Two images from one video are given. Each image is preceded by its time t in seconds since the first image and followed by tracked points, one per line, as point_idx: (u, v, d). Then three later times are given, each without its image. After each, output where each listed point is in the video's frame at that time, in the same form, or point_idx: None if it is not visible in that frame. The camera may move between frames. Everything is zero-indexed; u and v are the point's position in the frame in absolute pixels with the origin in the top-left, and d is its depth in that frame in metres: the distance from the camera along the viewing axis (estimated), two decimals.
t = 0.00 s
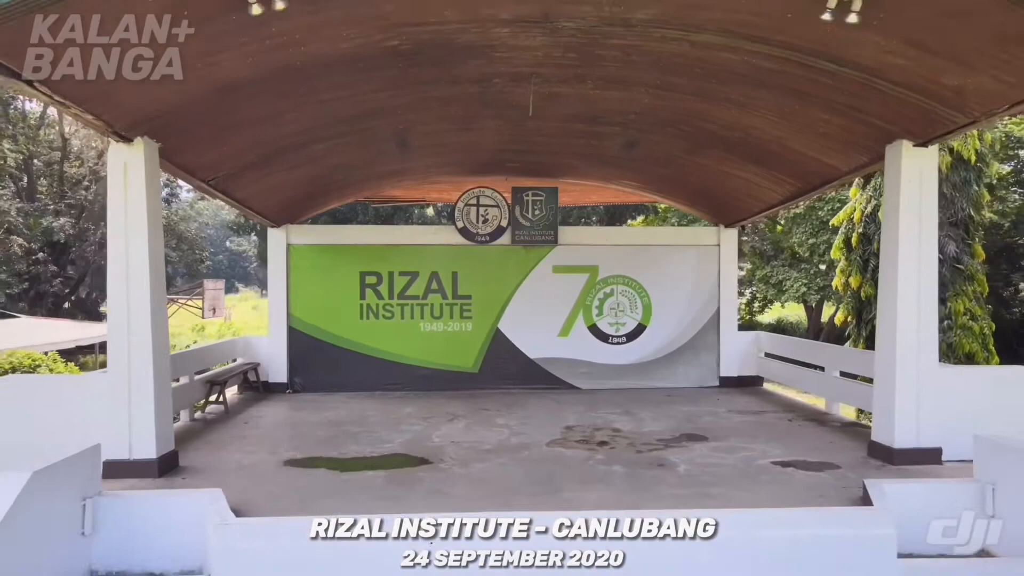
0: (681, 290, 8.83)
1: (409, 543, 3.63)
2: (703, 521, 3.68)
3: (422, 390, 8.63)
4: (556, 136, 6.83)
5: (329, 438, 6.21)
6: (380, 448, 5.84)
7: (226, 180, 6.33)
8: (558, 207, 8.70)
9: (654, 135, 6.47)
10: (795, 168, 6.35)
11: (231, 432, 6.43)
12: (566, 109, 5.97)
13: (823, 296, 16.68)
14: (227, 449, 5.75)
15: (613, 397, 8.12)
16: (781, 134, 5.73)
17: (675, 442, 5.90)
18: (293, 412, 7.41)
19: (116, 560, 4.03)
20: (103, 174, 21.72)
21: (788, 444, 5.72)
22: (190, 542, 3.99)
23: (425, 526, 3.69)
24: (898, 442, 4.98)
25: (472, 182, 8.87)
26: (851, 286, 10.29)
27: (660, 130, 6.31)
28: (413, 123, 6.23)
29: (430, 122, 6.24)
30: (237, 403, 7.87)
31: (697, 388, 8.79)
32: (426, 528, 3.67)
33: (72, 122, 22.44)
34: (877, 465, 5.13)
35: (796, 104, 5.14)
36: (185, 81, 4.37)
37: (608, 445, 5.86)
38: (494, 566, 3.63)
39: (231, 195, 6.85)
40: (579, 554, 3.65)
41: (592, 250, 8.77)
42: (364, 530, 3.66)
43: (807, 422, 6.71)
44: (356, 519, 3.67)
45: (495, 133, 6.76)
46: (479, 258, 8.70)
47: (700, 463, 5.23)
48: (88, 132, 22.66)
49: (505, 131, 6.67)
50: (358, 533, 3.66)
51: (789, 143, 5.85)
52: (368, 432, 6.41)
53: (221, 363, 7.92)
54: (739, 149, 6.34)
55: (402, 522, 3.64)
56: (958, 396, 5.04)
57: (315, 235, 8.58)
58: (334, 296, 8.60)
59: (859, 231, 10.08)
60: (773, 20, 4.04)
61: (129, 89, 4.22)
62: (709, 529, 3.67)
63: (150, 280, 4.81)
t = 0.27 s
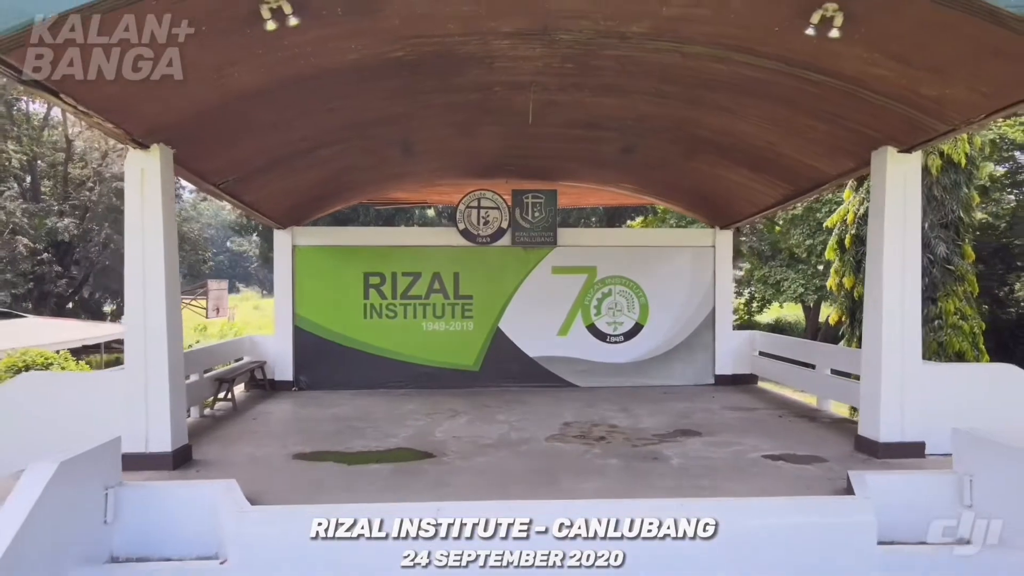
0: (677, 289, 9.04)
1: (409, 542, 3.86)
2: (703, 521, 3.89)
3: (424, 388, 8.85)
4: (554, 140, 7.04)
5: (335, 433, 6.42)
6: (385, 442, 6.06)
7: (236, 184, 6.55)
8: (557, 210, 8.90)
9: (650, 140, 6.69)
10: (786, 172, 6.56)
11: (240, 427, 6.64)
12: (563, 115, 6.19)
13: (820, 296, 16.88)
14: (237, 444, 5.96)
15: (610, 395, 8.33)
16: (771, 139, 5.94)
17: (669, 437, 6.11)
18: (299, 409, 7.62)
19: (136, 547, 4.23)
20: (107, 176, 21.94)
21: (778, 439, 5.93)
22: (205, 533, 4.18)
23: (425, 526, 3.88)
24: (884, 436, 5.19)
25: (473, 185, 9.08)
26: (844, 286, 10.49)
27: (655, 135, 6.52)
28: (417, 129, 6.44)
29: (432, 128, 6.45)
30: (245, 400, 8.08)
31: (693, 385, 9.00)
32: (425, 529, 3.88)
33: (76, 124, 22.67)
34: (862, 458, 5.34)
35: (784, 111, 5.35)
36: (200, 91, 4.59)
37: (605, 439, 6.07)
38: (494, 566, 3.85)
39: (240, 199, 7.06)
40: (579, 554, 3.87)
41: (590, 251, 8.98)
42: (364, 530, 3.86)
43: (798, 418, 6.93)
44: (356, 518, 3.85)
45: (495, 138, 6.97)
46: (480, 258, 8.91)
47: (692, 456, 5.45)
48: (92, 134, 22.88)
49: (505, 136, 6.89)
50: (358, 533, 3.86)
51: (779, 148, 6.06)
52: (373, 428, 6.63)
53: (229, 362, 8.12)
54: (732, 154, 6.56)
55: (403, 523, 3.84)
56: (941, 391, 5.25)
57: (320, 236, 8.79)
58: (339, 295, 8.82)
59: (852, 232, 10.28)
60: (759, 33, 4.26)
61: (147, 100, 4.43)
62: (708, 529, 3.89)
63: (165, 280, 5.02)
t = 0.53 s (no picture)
0: (673, 290, 9.30)
1: (409, 541, 4.14)
2: (704, 521, 4.18)
3: (427, 385, 9.10)
4: (553, 146, 7.29)
5: (343, 428, 6.67)
6: (391, 437, 6.31)
7: (247, 189, 6.80)
8: (557, 212, 9.14)
9: (645, 146, 6.94)
10: (777, 177, 6.81)
11: (251, 423, 6.89)
12: (562, 123, 6.44)
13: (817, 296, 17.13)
14: (249, 438, 6.21)
15: (608, 392, 8.58)
16: (761, 146, 6.19)
17: (664, 431, 6.36)
18: (306, 406, 7.87)
19: (157, 532, 4.48)
20: (111, 177, 22.19)
21: (768, 433, 6.18)
22: (223, 519, 4.43)
23: (426, 526, 4.16)
24: (867, 429, 5.43)
25: (474, 188, 9.33)
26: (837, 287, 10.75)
27: (650, 142, 6.77)
28: (421, 135, 6.69)
29: (436, 134, 6.71)
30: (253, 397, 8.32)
31: (688, 383, 9.26)
32: (425, 529, 4.16)
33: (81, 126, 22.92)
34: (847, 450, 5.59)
35: (773, 119, 5.60)
36: (217, 102, 4.83)
37: (602, 434, 6.32)
38: (493, 566, 4.14)
39: (250, 202, 7.32)
40: (579, 554, 4.16)
41: (588, 253, 9.23)
42: (365, 530, 4.14)
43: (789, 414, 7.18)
44: (356, 518, 4.14)
45: (497, 144, 7.22)
46: (482, 260, 9.16)
47: (685, 449, 5.70)
48: (96, 135, 23.14)
49: (506, 142, 7.14)
50: (358, 533, 4.14)
51: (769, 154, 6.32)
52: (379, 423, 6.88)
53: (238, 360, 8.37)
54: (724, 159, 6.81)
55: (404, 523, 4.12)
56: (923, 387, 5.50)
57: (326, 238, 9.04)
58: (345, 296, 9.07)
59: (844, 234, 10.53)
60: (747, 48, 4.51)
61: (168, 110, 4.68)
62: (707, 530, 4.18)
63: (183, 281, 5.28)
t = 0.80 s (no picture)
0: (670, 290, 9.52)
1: (408, 540, 4.38)
2: (704, 521, 4.43)
3: (429, 383, 9.32)
4: (552, 150, 7.51)
5: (349, 423, 6.90)
6: (396, 431, 6.53)
7: (256, 192, 7.03)
8: (556, 214, 9.35)
9: (642, 150, 7.16)
10: (769, 180, 7.03)
11: (260, 419, 7.11)
12: (561, 128, 6.66)
13: (814, 296, 17.35)
14: (259, 433, 6.43)
15: (606, 389, 8.80)
16: (754, 150, 6.41)
17: (660, 426, 6.59)
18: (313, 403, 8.08)
19: (175, 522, 4.70)
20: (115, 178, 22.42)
21: (760, 428, 6.40)
22: (238, 509, 4.65)
23: (426, 526, 4.40)
24: (855, 424, 5.63)
25: (476, 190, 9.56)
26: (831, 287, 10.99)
27: (647, 146, 7.00)
28: (424, 140, 6.92)
29: (439, 139, 6.93)
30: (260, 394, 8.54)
31: (685, 381, 9.48)
32: (426, 529, 4.39)
33: (84, 127, 23.14)
34: (835, 444, 5.81)
35: (763, 125, 5.82)
36: (231, 111, 5.06)
37: (599, 429, 6.54)
38: (493, 563, 4.41)
39: (259, 205, 7.54)
40: (579, 554, 4.42)
41: (587, 253, 9.46)
42: (364, 530, 4.38)
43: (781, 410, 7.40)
44: (356, 519, 4.38)
45: (498, 148, 7.44)
46: (483, 260, 9.38)
47: (679, 443, 5.92)
48: (99, 137, 23.36)
49: (507, 146, 7.36)
50: (358, 533, 4.38)
51: (761, 158, 6.54)
52: (384, 419, 7.11)
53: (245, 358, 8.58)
54: (718, 164, 7.04)
55: (403, 524, 4.37)
56: (909, 383, 5.69)
57: (331, 240, 9.26)
58: (349, 295, 9.29)
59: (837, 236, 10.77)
60: (738, 59, 4.73)
61: (185, 118, 4.90)
62: (708, 530, 4.42)
63: (197, 282, 5.50)
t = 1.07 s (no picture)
0: (667, 290, 9.74)
1: (408, 540, 4.60)
2: (704, 521, 4.68)
3: (432, 381, 9.54)
4: (553, 154, 7.73)
5: (356, 419, 7.12)
6: (401, 427, 6.76)
7: (266, 195, 7.25)
8: (556, 216, 9.57)
9: (640, 155, 7.39)
10: (762, 184, 7.26)
11: (269, 415, 7.33)
12: (561, 133, 6.89)
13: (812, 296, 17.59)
14: (270, 428, 6.66)
15: (605, 387, 9.03)
16: (747, 155, 6.63)
17: (656, 422, 6.81)
18: (319, 400, 8.31)
19: (194, 511, 4.92)
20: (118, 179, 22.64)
21: (754, 423, 6.63)
22: (253, 499, 4.87)
23: (426, 526, 4.62)
24: (843, 420, 5.84)
25: (477, 193, 9.78)
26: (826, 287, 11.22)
27: (644, 151, 7.22)
28: (429, 145, 7.14)
29: (443, 144, 7.16)
30: (268, 392, 8.76)
31: (682, 379, 9.71)
32: (425, 530, 4.61)
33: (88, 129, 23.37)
34: (825, 438, 6.04)
35: (756, 131, 6.04)
36: (245, 118, 5.27)
37: (598, 424, 6.77)
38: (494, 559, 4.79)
39: (268, 208, 7.76)
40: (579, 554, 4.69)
41: (586, 254, 9.68)
42: (364, 530, 4.61)
43: (775, 406, 7.63)
44: (355, 519, 4.62)
45: (499, 152, 7.66)
46: (484, 261, 9.61)
47: (675, 437, 6.14)
48: (103, 138, 23.58)
49: (508, 150, 7.58)
50: (357, 534, 4.61)
51: (754, 163, 6.76)
52: (389, 415, 7.33)
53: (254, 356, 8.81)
54: (713, 168, 7.26)
55: (403, 525, 4.61)
56: (896, 380, 5.90)
57: (336, 241, 9.48)
58: (354, 295, 9.52)
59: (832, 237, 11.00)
60: (731, 70, 4.95)
61: (201, 126, 5.12)
62: (708, 530, 4.67)
63: (211, 283, 5.71)
